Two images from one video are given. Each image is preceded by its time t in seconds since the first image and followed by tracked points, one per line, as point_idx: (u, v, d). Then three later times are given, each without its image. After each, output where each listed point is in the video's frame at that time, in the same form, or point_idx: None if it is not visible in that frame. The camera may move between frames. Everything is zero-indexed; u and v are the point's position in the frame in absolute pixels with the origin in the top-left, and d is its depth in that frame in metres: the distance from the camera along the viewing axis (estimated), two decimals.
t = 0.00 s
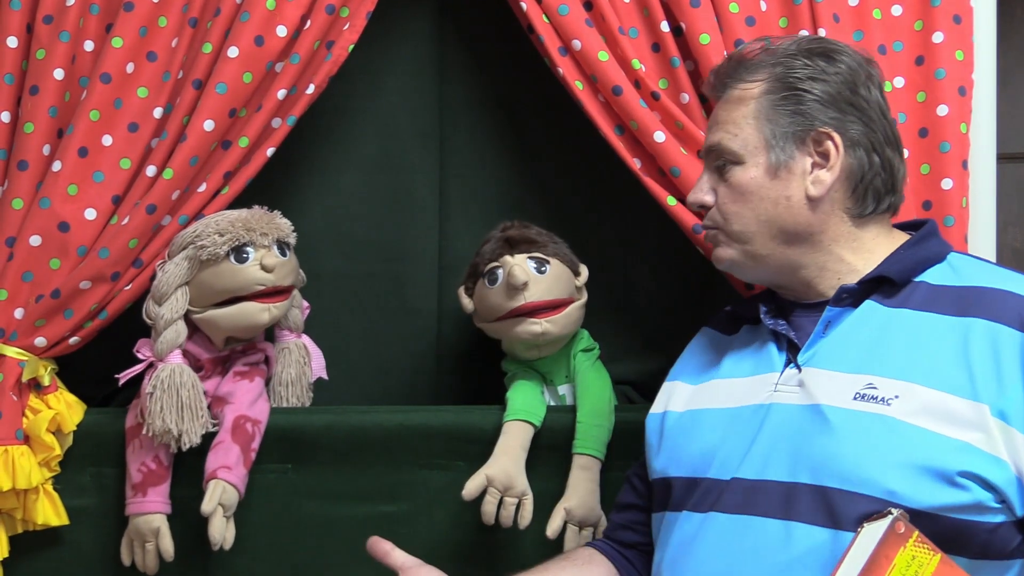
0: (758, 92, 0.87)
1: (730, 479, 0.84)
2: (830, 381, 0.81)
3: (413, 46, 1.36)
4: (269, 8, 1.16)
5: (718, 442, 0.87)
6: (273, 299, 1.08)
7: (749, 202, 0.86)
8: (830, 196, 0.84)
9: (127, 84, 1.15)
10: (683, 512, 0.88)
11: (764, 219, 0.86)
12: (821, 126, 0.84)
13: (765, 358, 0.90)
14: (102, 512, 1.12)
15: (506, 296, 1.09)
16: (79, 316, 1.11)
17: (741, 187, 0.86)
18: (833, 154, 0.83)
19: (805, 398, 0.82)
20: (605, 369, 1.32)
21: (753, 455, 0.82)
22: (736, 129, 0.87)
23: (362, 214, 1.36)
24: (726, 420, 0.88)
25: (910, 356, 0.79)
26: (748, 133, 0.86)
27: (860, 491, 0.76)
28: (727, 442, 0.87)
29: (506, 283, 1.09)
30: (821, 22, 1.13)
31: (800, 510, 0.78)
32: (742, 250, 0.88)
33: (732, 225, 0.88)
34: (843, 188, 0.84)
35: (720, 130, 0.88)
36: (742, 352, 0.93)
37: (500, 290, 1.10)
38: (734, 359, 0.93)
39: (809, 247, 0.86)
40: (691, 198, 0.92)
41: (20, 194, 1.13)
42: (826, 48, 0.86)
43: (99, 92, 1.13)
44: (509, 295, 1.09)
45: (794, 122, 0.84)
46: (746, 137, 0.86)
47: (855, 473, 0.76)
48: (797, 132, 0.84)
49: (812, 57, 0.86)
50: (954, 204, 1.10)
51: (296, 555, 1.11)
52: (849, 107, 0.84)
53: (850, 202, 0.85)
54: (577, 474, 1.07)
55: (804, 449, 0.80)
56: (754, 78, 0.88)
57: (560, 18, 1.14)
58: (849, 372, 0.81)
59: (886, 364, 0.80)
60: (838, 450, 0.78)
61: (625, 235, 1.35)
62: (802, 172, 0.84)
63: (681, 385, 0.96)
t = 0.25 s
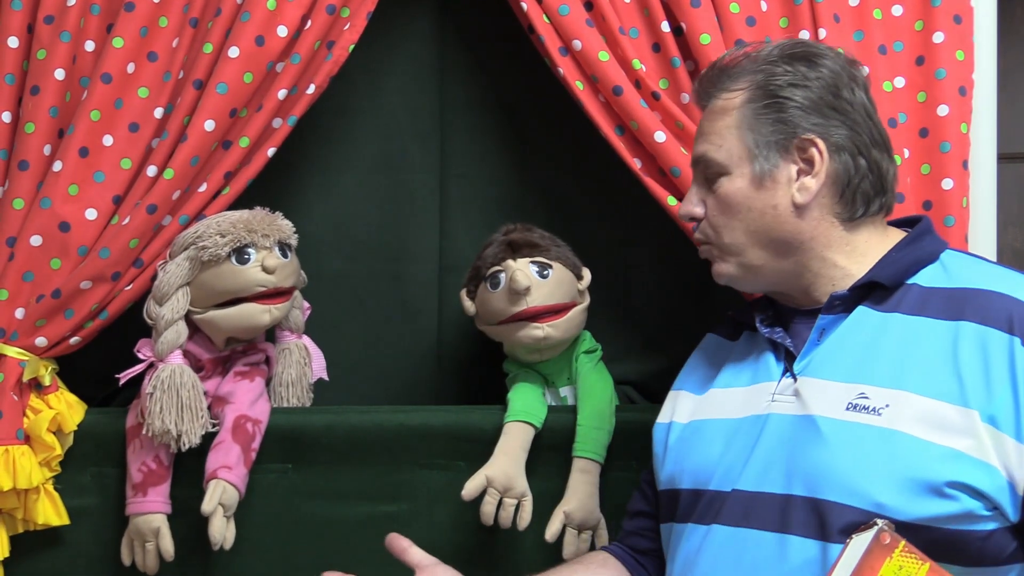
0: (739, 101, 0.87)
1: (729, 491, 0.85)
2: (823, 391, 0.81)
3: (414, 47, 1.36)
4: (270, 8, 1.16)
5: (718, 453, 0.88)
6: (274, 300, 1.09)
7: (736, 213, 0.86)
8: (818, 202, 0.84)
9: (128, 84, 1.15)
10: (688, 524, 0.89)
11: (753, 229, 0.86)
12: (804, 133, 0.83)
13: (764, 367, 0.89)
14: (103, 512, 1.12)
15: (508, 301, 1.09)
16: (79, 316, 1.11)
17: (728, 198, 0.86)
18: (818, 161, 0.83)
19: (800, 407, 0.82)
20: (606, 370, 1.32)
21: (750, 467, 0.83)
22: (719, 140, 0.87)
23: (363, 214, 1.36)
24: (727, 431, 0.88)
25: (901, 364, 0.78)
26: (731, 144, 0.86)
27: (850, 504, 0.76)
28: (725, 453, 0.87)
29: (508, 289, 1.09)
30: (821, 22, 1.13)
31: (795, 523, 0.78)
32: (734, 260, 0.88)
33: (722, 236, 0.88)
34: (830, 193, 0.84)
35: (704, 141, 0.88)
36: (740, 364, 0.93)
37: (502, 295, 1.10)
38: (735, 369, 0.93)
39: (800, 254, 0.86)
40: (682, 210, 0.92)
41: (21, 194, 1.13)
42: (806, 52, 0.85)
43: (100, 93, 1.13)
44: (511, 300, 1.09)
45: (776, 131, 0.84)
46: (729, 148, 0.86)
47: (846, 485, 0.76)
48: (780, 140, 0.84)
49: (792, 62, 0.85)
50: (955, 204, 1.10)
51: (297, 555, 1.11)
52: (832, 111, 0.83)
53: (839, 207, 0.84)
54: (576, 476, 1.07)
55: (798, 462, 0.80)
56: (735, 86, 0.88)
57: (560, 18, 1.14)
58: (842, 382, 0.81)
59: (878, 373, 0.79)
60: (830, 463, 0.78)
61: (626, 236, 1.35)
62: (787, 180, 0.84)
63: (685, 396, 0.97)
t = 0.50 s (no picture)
0: (736, 109, 0.86)
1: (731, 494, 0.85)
2: (821, 394, 0.81)
3: (414, 47, 1.36)
4: (270, 8, 1.16)
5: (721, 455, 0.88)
6: (276, 303, 1.09)
7: (734, 221, 0.86)
8: (815, 209, 0.83)
9: (128, 84, 1.15)
10: (692, 526, 0.89)
11: (752, 236, 0.86)
12: (798, 141, 0.82)
13: (767, 370, 0.89)
14: (103, 512, 1.12)
15: (507, 299, 1.09)
16: (80, 316, 1.11)
17: (726, 207, 0.87)
18: (813, 168, 0.82)
19: (800, 412, 0.82)
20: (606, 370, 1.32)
21: (750, 471, 0.83)
22: (717, 149, 0.87)
23: (363, 214, 1.36)
24: (731, 435, 0.88)
25: (896, 369, 0.78)
26: (728, 153, 0.86)
27: (843, 508, 0.76)
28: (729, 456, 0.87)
29: (508, 287, 1.09)
30: (821, 22, 1.13)
31: (792, 527, 0.79)
32: (736, 266, 0.89)
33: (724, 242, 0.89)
34: (828, 199, 0.83)
35: (703, 150, 0.89)
36: (746, 368, 0.93)
37: (501, 294, 1.10)
38: (740, 373, 0.93)
39: (799, 260, 0.85)
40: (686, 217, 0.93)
41: (21, 194, 1.13)
42: (803, 57, 0.84)
43: (100, 92, 1.13)
44: (510, 299, 1.09)
45: (771, 139, 0.84)
46: (727, 156, 0.86)
47: (840, 490, 0.76)
48: (775, 148, 0.83)
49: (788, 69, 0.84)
50: (955, 204, 1.10)
51: (297, 554, 1.11)
52: (827, 117, 0.82)
53: (837, 214, 0.83)
54: (580, 477, 1.06)
55: (795, 466, 0.80)
56: (732, 94, 0.87)
57: (560, 18, 1.14)
58: (840, 386, 0.80)
59: (874, 376, 0.79)
60: (824, 467, 0.78)
61: (626, 236, 1.35)
62: (783, 188, 0.83)
63: (695, 399, 0.97)
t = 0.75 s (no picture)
0: (742, 109, 0.87)
1: (726, 484, 0.85)
2: (814, 386, 0.81)
3: (414, 47, 1.36)
4: (270, 9, 1.16)
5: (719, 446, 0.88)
6: (276, 305, 1.09)
7: (737, 219, 0.87)
8: (817, 210, 0.83)
9: (128, 84, 1.15)
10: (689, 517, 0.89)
11: (754, 235, 0.86)
12: (801, 142, 0.82)
13: (766, 363, 0.90)
14: (102, 512, 1.12)
15: (501, 291, 1.10)
16: (79, 316, 1.11)
17: (729, 205, 0.87)
18: (814, 170, 0.82)
19: (793, 403, 0.82)
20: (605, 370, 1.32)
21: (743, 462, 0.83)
22: (722, 148, 0.87)
23: (363, 214, 1.36)
24: (729, 429, 0.89)
25: (887, 359, 0.78)
26: (733, 152, 0.86)
27: (829, 496, 0.76)
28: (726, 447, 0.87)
29: (501, 278, 1.09)
30: (821, 22, 1.13)
31: (781, 516, 0.78)
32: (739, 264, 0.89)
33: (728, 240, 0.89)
34: (829, 202, 0.82)
35: (710, 148, 0.89)
36: (747, 361, 0.93)
37: (495, 285, 1.10)
38: (740, 367, 0.93)
39: (801, 259, 0.85)
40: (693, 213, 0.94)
41: (21, 194, 1.13)
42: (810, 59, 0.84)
43: (100, 92, 1.13)
44: (503, 290, 1.09)
45: (774, 139, 0.84)
46: (732, 155, 0.87)
47: (827, 478, 0.76)
48: (779, 149, 0.83)
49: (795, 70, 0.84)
50: (954, 204, 1.10)
51: (297, 554, 1.11)
52: (831, 120, 0.82)
53: (839, 215, 0.83)
54: (579, 477, 1.06)
55: (786, 455, 0.80)
56: (739, 94, 0.88)
57: (560, 18, 1.14)
58: (832, 377, 0.80)
59: (866, 368, 0.79)
60: (813, 456, 0.78)
61: (626, 236, 1.35)
62: (785, 188, 0.83)
63: (698, 391, 0.97)
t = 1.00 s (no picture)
0: (762, 97, 0.87)
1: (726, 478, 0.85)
2: (818, 379, 0.81)
3: (412, 47, 1.36)
4: (269, 9, 1.16)
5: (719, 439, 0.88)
6: (278, 313, 1.09)
7: (758, 206, 0.85)
8: (839, 195, 0.83)
9: (126, 84, 1.15)
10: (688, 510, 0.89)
11: (775, 222, 0.85)
12: (826, 127, 0.83)
13: (766, 356, 0.90)
14: (101, 512, 1.12)
15: (501, 297, 1.09)
16: (78, 316, 1.11)
17: (750, 192, 0.86)
18: (839, 153, 0.83)
19: (796, 396, 0.82)
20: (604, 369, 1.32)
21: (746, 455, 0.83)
22: (742, 135, 0.87)
23: (362, 214, 1.36)
24: (728, 422, 0.88)
25: (892, 354, 0.78)
26: (754, 139, 0.86)
27: (833, 489, 0.76)
28: (728, 439, 0.87)
29: (501, 285, 1.09)
30: (819, 22, 1.13)
31: (784, 508, 0.79)
32: (756, 254, 0.87)
33: (745, 230, 0.87)
34: (851, 187, 0.84)
35: (727, 137, 0.88)
36: (746, 356, 0.93)
37: (496, 291, 1.10)
38: (740, 361, 0.93)
39: (820, 247, 0.85)
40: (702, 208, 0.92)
41: (20, 194, 1.13)
42: (825, 52, 0.87)
43: (98, 92, 1.13)
44: (504, 296, 1.09)
45: (798, 125, 0.84)
46: (752, 143, 0.86)
47: (831, 471, 0.76)
48: (803, 134, 0.84)
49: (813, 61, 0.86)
50: (952, 204, 1.10)
51: (296, 554, 1.11)
52: (852, 107, 0.84)
53: (859, 201, 0.84)
54: (580, 475, 1.06)
55: (790, 447, 0.80)
56: (757, 85, 0.88)
57: (559, 18, 1.14)
58: (836, 371, 0.80)
59: (871, 362, 0.79)
60: (818, 449, 0.78)
61: (626, 235, 1.35)
62: (809, 173, 0.83)
63: (695, 386, 0.97)
